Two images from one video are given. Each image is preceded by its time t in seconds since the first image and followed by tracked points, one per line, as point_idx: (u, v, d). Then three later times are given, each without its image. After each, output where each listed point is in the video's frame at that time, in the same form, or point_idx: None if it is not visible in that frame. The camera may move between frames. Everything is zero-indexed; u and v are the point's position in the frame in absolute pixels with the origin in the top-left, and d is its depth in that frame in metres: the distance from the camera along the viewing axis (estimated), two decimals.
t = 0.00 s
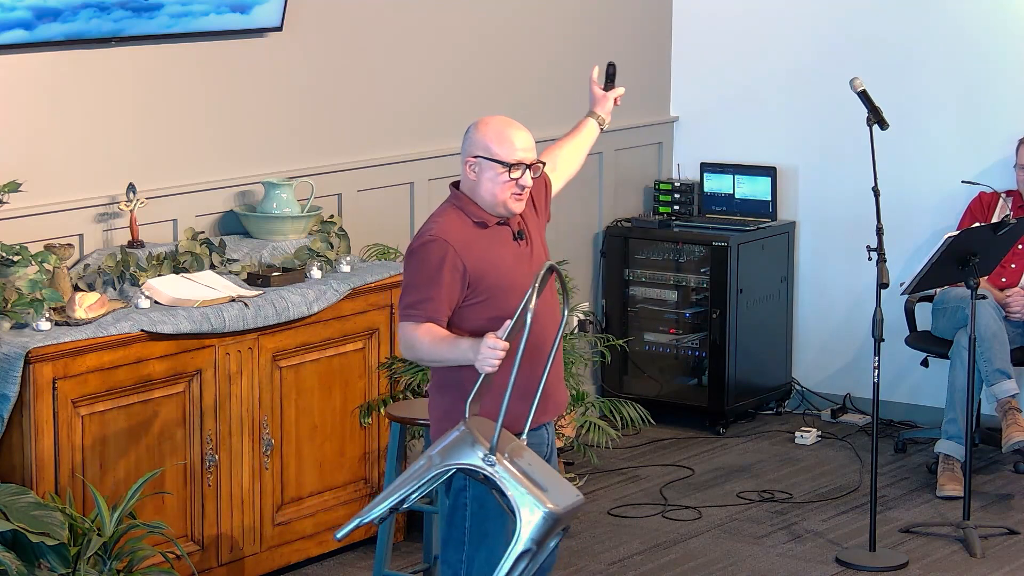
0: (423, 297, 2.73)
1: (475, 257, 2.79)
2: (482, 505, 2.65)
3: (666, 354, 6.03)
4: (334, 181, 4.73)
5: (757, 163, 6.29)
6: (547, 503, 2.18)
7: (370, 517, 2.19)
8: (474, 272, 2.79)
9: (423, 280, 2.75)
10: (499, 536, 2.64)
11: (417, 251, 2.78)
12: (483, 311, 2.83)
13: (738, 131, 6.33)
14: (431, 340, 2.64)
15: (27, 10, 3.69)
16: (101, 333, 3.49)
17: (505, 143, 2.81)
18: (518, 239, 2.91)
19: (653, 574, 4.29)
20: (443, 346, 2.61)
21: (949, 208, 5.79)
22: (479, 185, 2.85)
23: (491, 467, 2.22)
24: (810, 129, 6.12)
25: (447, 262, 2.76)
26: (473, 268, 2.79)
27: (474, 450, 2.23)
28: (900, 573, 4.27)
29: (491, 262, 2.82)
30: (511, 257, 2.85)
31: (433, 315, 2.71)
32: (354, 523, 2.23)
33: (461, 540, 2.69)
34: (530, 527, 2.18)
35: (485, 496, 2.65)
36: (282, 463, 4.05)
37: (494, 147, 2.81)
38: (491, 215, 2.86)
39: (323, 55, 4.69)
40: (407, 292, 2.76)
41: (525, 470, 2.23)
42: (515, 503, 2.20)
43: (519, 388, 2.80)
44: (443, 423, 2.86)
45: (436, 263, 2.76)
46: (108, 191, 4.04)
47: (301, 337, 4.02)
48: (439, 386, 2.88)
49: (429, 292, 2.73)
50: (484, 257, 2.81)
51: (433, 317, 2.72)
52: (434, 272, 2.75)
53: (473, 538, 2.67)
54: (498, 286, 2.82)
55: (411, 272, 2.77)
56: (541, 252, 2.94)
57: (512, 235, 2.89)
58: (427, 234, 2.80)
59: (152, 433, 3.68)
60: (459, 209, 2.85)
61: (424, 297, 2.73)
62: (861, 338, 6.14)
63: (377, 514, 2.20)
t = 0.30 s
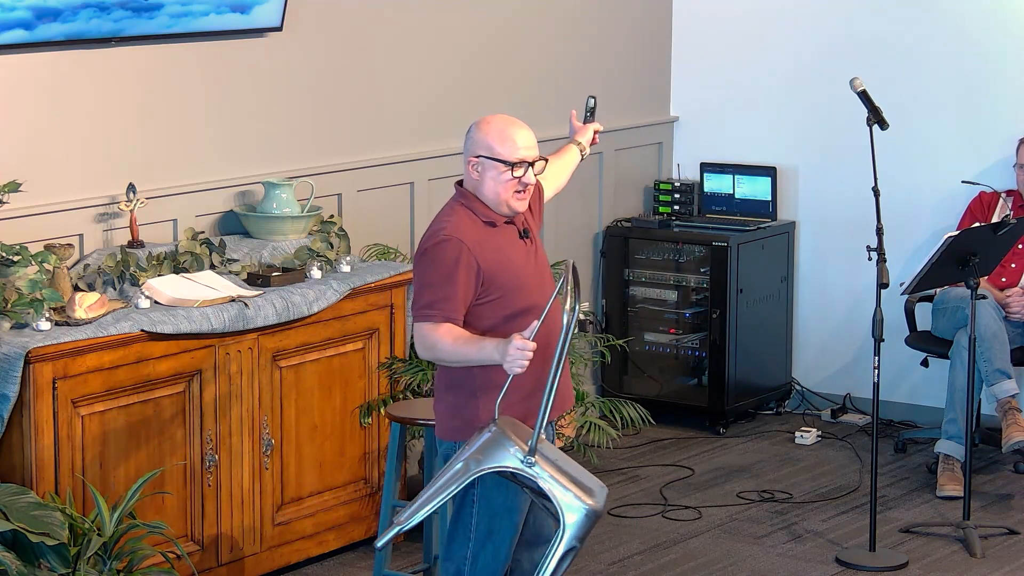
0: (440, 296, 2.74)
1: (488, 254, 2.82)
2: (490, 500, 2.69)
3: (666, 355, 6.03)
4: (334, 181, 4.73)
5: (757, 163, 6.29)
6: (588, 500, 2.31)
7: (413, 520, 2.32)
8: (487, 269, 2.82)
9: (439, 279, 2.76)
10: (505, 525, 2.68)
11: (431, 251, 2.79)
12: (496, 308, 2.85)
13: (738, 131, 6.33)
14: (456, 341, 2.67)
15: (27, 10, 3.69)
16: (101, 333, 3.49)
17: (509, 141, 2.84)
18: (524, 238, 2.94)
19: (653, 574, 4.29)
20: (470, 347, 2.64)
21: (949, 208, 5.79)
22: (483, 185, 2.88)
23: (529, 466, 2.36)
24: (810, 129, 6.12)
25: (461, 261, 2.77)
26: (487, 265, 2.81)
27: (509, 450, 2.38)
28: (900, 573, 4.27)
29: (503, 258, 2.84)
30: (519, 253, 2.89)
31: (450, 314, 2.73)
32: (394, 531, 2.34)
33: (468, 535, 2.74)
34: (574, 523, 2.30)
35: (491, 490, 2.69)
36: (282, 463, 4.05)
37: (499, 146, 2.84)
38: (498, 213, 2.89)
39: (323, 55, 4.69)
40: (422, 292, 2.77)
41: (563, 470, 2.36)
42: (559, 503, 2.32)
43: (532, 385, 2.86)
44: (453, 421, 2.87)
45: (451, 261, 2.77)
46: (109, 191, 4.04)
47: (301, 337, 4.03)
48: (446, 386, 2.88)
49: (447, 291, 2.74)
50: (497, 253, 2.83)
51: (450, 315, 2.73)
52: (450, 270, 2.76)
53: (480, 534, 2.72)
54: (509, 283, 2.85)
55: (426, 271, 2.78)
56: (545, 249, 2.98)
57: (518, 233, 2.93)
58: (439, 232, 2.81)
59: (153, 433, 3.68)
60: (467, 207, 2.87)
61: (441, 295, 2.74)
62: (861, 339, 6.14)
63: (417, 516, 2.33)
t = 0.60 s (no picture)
0: (449, 296, 2.74)
1: (496, 254, 2.82)
2: (493, 500, 2.73)
3: (666, 355, 6.03)
4: (334, 181, 4.73)
5: (757, 163, 6.29)
6: (607, 491, 2.46)
7: (434, 518, 2.42)
8: (495, 270, 2.82)
9: (448, 279, 2.75)
10: (508, 523, 2.73)
11: (439, 251, 2.78)
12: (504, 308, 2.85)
13: (738, 131, 6.33)
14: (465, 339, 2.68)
15: (27, 10, 3.69)
16: (101, 333, 3.49)
17: (515, 140, 2.85)
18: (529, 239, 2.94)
19: (653, 574, 4.29)
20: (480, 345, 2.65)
21: (949, 208, 5.79)
22: (491, 183, 2.89)
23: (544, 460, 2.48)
24: (810, 129, 6.11)
25: (470, 260, 2.77)
26: (494, 266, 2.81)
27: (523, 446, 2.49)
28: (900, 573, 4.27)
29: (510, 258, 2.84)
30: (526, 253, 2.89)
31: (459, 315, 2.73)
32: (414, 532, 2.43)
33: (471, 535, 2.77)
34: (592, 513, 2.45)
35: (494, 490, 2.73)
36: (282, 463, 4.05)
37: (504, 144, 2.85)
38: (504, 214, 2.90)
39: (323, 55, 4.69)
40: (431, 292, 2.76)
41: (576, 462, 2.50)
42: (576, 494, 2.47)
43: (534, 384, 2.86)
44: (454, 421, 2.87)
45: (459, 261, 2.77)
46: (108, 191, 4.04)
47: (301, 337, 4.03)
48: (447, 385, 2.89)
49: (455, 291, 2.74)
50: (505, 254, 2.84)
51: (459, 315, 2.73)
52: (460, 270, 2.76)
53: (483, 533, 2.75)
54: (517, 283, 2.85)
55: (434, 272, 2.77)
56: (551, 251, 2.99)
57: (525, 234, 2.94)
58: (446, 232, 2.81)
59: (153, 433, 3.68)
60: (474, 208, 2.87)
61: (450, 295, 2.74)
62: (861, 339, 6.14)
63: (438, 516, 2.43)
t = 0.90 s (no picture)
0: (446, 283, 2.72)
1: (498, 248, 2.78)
2: (489, 499, 2.69)
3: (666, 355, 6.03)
4: (334, 181, 4.73)
5: (757, 163, 6.29)
6: (615, 386, 2.23)
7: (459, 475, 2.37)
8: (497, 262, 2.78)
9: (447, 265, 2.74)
10: (504, 522, 2.69)
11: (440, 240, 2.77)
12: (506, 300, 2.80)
13: (738, 131, 6.34)
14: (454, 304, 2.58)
15: (27, 10, 3.68)
16: (101, 333, 3.49)
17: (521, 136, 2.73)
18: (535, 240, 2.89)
19: (653, 574, 4.29)
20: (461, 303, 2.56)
21: (949, 208, 5.79)
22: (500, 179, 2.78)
23: (547, 380, 2.30)
24: (810, 129, 6.12)
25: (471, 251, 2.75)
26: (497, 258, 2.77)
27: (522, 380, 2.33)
28: (900, 573, 4.27)
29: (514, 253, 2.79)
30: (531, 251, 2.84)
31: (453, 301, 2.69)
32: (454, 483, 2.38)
33: (468, 535, 2.73)
34: (610, 414, 2.21)
35: (491, 488, 2.69)
36: (282, 463, 4.05)
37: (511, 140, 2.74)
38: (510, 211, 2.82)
39: (323, 55, 4.69)
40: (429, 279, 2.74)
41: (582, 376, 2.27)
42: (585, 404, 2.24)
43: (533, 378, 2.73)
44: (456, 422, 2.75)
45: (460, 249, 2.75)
46: (109, 191, 4.04)
47: (301, 337, 4.03)
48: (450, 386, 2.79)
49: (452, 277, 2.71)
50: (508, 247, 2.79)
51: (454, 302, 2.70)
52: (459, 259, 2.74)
53: (480, 533, 2.71)
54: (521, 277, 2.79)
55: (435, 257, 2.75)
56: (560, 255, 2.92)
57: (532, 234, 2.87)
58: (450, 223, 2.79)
59: (153, 433, 3.68)
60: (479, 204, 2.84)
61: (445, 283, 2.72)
62: (861, 339, 6.14)
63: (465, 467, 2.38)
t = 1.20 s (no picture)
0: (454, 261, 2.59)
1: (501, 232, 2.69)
2: (483, 495, 2.67)
3: (666, 355, 6.04)
4: (334, 182, 4.73)
5: (757, 163, 6.29)
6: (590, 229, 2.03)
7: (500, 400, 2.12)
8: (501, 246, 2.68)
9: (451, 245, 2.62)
10: (499, 521, 2.67)
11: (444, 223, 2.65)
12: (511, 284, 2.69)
13: (738, 131, 6.33)
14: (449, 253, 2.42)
15: (27, 10, 3.68)
16: (101, 333, 3.49)
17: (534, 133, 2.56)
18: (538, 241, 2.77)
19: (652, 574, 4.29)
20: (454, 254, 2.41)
21: (949, 208, 5.79)
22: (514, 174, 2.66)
23: (534, 256, 2.09)
24: (810, 129, 6.12)
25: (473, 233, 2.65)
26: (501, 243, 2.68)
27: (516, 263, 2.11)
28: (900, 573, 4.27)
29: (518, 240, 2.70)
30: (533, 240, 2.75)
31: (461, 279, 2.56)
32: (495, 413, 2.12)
33: (464, 533, 2.71)
34: (593, 254, 2.01)
35: (484, 484, 2.67)
36: (282, 463, 4.05)
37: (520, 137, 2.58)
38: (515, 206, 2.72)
39: (322, 54, 4.69)
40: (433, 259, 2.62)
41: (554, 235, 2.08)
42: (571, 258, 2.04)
43: (532, 375, 2.65)
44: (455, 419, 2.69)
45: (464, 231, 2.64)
46: (109, 191, 4.04)
47: (301, 337, 4.03)
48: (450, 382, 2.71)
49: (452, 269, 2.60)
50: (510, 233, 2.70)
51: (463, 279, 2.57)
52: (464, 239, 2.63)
53: (476, 532, 2.69)
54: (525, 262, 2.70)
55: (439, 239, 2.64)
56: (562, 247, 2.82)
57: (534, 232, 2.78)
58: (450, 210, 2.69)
59: (153, 432, 3.69)
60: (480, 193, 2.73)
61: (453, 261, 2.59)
62: (861, 339, 6.13)
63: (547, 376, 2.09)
